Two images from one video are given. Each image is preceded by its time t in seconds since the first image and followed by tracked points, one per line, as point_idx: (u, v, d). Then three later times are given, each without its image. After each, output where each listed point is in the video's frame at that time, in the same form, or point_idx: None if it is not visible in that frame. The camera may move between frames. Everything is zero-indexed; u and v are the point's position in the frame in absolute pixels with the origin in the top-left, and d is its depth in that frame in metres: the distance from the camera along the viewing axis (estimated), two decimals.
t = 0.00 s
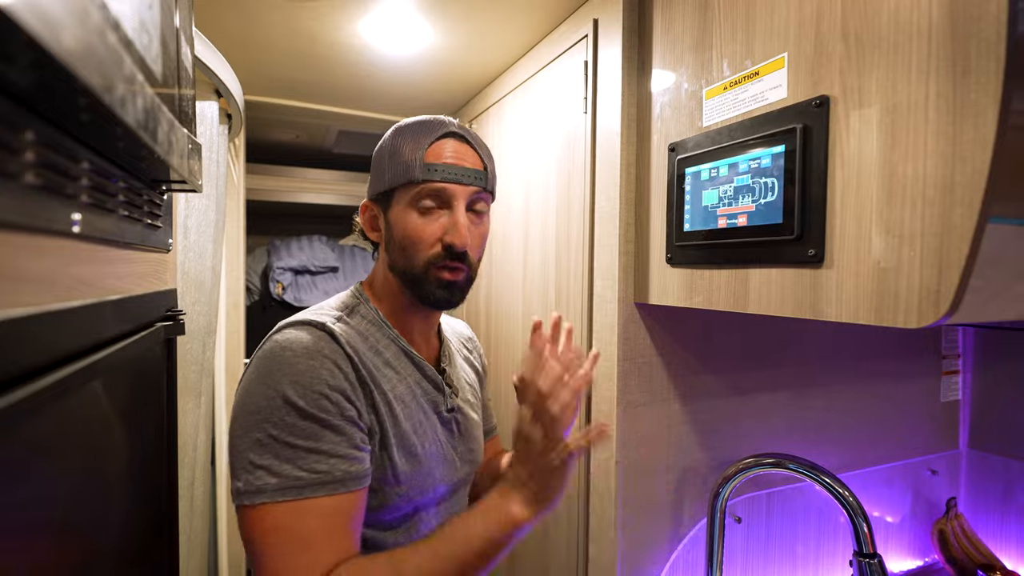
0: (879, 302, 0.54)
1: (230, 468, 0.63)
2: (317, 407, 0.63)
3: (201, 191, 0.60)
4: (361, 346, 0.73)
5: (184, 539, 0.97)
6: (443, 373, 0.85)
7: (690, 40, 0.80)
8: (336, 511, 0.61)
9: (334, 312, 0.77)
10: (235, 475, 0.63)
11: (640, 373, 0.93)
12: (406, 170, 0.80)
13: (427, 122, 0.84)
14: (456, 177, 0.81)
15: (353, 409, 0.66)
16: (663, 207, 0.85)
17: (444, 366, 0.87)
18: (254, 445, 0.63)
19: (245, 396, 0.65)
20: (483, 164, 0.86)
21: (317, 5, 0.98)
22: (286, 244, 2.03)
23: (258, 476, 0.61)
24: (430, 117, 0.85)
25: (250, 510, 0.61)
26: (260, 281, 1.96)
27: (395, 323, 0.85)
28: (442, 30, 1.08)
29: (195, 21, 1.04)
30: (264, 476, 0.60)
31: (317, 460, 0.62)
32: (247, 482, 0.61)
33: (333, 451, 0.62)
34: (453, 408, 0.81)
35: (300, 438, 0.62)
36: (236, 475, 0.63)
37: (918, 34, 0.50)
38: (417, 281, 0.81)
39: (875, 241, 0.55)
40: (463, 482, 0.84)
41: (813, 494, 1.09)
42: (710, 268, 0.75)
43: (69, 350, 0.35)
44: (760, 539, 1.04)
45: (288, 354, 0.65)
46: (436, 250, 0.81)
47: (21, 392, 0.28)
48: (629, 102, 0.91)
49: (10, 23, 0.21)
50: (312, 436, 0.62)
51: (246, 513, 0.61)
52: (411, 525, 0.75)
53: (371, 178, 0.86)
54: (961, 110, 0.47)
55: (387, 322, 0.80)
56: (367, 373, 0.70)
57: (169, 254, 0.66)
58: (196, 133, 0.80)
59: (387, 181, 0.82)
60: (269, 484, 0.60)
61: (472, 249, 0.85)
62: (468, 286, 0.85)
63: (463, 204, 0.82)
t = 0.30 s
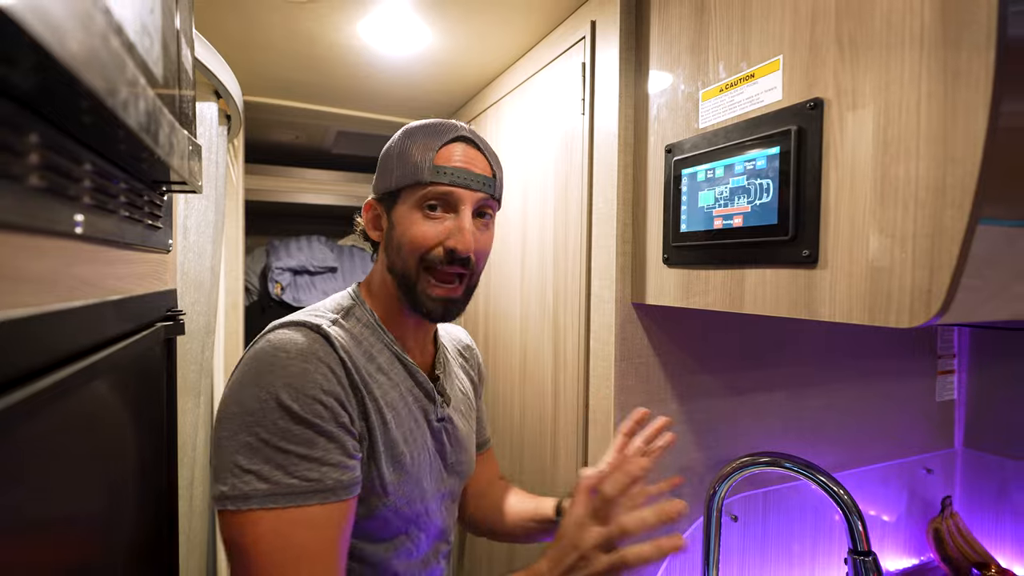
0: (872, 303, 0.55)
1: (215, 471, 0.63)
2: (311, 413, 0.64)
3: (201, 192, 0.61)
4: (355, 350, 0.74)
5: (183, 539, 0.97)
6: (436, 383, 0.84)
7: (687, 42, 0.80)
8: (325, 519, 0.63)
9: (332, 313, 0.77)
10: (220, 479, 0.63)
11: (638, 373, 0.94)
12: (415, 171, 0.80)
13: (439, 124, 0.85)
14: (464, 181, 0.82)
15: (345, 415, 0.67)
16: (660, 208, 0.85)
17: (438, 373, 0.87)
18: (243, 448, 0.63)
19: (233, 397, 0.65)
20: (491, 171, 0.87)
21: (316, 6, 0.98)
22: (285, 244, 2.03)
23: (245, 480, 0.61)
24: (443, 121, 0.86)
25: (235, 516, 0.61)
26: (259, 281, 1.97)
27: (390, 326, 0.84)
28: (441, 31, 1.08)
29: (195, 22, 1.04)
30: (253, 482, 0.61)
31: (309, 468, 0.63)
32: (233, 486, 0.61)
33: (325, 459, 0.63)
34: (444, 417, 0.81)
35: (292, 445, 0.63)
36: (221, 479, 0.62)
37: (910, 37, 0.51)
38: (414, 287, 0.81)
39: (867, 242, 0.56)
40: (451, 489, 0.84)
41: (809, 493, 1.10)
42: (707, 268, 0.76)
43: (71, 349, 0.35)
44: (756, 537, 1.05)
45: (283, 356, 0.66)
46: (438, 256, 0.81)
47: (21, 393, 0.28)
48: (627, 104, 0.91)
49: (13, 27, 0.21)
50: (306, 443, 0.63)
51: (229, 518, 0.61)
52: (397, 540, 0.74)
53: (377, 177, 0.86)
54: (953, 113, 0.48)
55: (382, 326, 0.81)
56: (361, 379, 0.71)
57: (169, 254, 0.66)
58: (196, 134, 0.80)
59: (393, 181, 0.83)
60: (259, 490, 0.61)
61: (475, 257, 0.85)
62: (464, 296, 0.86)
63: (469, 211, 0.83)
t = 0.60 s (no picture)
0: (861, 301, 0.56)
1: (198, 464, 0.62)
2: (292, 398, 0.64)
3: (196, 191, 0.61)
4: (339, 340, 0.75)
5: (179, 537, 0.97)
6: (421, 369, 0.87)
7: (680, 42, 0.81)
8: (311, 503, 0.61)
9: (311, 306, 0.78)
10: (203, 471, 0.62)
11: (632, 371, 0.94)
12: (400, 163, 0.82)
13: (423, 120, 0.86)
14: (449, 174, 0.84)
15: (328, 401, 0.67)
16: (654, 207, 0.86)
17: (424, 364, 0.89)
18: (225, 437, 0.62)
19: (217, 387, 0.65)
20: (474, 166, 0.89)
21: (313, 5, 0.99)
22: (282, 244, 2.04)
23: (228, 468, 0.60)
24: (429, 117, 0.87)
25: (219, 505, 0.60)
26: (256, 281, 1.98)
27: (372, 316, 0.86)
28: (437, 31, 1.09)
29: (192, 21, 1.04)
30: (235, 469, 0.60)
31: (290, 453, 0.61)
32: (215, 475, 0.60)
33: (308, 444, 0.62)
34: (433, 405, 0.84)
35: (273, 430, 0.62)
36: (204, 470, 0.61)
37: (898, 37, 0.52)
38: (399, 276, 0.82)
39: (856, 241, 0.56)
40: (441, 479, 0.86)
41: (802, 490, 1.11)
42: (700, 267, 0.76)
43: (66, 344, 0.36)
44: (750, 534, 1.05)
45: (262, 345, 0.66)
46: (422, 246, 0.83)
47: (21, 382, 0.29)
48: (621, 104, 0.92)
49: (8, 27, 0.22)
50: (287, 428, 0.62)
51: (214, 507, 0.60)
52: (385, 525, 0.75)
53: (361, 168, 0.87)
54: (939, 112, 0.48)
55: (364, 319, 0.82)
56: (343, 366, 0.71)
57: (164, 252, 0.66)
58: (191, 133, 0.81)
59: (378, 173, 0.84)
60: (240, 477, 0.59)
61: (457, 249, 0.88)
62: (447, 286, 0.87)
63: (452, 203, 0.85)
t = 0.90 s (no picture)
0: (856, 299, 0.56)
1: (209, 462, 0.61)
2: (290, 379, 0.64)
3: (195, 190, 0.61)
4: (321, 332, 0.77)
5: (179, 536, 0.98)
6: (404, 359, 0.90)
7: (677, 42, 0.81)
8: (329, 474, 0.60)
9: (287, 305, 0.79)
10: (216, 465, 0.60)
11: (630, 370, 0.94)
12: (368, 159, 0.85)
13: (387, 119, 0.90)
14: (413, 166, 0.87)
15: (322, 383, 0.68)
16: (652, 206, 0.86)
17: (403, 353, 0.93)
18: (232, 427, 0.62)
19: (211, 385, 0.65)
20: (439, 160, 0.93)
21: (312, 5, 0.99)
22: (281, 244, 2.04)
23: (243, 453, 0.59)
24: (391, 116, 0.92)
25: (240, 492, 0.58)
26: (255, 280, 2.00)
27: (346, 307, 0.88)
28: (436, 31, 1.09)
29: (191, 21, 1.05)
30: (251, 452, 0.59)
31: (300, 428, 0.61)
32: (232, 463, 0.59)
33: (315, 418, 0.62)
34: (416, 390, 0.86)
35: (279, 409, 0.62)
36: (217, 463, 0.60)
37: (892, 38, 0.52)
38: (369, 266, 0.85)
39: (851, 240, 0.57)
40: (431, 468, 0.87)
41: (799, 489, 1.11)
42: (697, 266, 0.77)
43: (67, 341, 0.36)
44: (747, 533, 1.06)
45: (249, 337, 0.67)
46: (389, 236, 0.86)
47: (24, 378, 0.29)
48: (618, 104, 0.92)
49: (11, 26, 0.22)
50: (291, 407, 0.62)
51: (235, 497, 0.58)
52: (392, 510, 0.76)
53: (331, 169, 0.91)
54: (932, 112, 0.48)
55: (342, 313, 0.84)
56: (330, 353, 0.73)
57: (163, 251, 0.67)
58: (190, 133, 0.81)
59: (348, 170, 0.87)
60: (257, 458, 0.58)
61: (425, 238, 0.91)
62: (418, 274, 0.90)
63: (417, 194, 0.89)
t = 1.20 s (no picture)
0: (850, 298, 0.57)
1: (199, 453, 0.62)
2: (279, 374, 0.66)
3: (194, 188, 0.62)
4: (313, 329, 0.78)
5: (177, 534, 0.98)
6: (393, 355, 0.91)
7: (674, 42, 0.82)
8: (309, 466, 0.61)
9: (281, 301, 0.80)
10: (204, 458, 0.61)
11: (627, 369, 0.95)
12: (353, 161, 0.86)
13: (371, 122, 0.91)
14: (397, 167, 0.88)
15: (311, 378, 0.69)
16: (649, 205, 0.87)
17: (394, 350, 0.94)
18: (221, 420, 0.62)
19: (202, 379, 0.67)
20: (422, 160, 0.94)
21: (311, 5, 0.99)
22: (279, 243, 2.04)
23: (230, 446, 0.60)
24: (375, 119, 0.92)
25: (227, 484, 0.59)
26: (254, 280, 1.99)
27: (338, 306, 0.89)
28: (434, 31, 1.09)
29: (189, 20, 1.05)
30: (237, 445, 0.60)
31: (288, 422, 0.62)
32: (220, 455, 0.60)
33: (303, 413, 0.63)
34: (407, 386, 0.86)
35: (267, 404, 0.63)
36: (205, 455, 0.61)
37: (886, 39, 0.52)
38: (360, 265, 0.86)
39: (845, 239, 0.57)
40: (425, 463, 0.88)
41: (796, 487, 1.12)
42: (693, 265, 0.77)
43: (67, 338, 0.36)
44: (743, 531, 1.06)
45: (240, 333, 0.68)
46: (377, 236, 0.87)
47: (25, 373, 0.30)
48: (616, 104, 0.93)
49: (13, 25, 0.22)
50: (279, 402, 0.63)
51: (222, 489, 0.59)
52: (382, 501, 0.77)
53: (319, 171, 0.92)
54: (925, 113, 0.49)
55: (335, 311, 0.85)
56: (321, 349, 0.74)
57: (162, 250, 0.67)
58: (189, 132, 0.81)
59: (334, 172, 0.88)
60: (244, 451, 0.59)
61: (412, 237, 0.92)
62: (407, 271, 0.91)
63: (402, 194, 0.89)
